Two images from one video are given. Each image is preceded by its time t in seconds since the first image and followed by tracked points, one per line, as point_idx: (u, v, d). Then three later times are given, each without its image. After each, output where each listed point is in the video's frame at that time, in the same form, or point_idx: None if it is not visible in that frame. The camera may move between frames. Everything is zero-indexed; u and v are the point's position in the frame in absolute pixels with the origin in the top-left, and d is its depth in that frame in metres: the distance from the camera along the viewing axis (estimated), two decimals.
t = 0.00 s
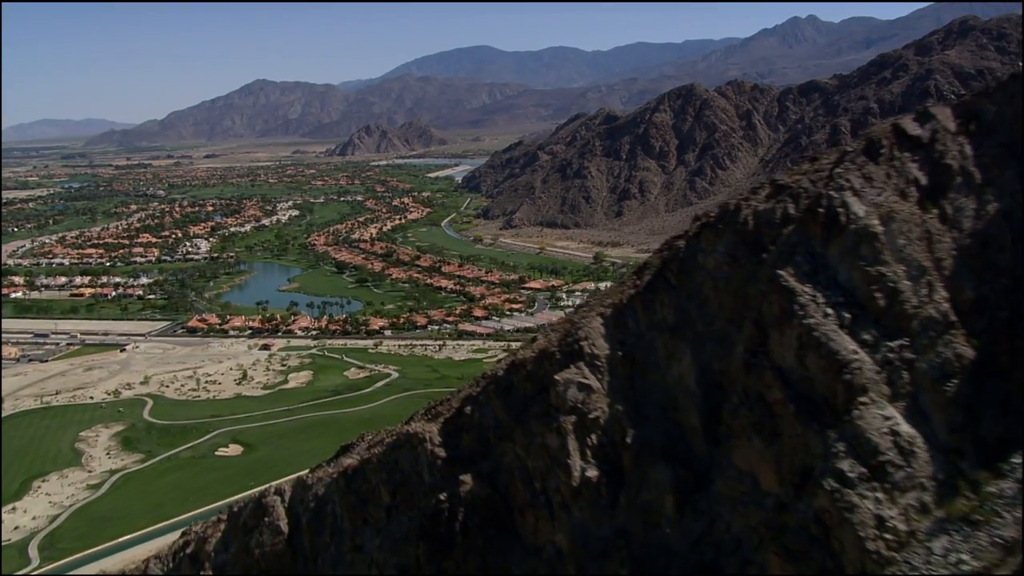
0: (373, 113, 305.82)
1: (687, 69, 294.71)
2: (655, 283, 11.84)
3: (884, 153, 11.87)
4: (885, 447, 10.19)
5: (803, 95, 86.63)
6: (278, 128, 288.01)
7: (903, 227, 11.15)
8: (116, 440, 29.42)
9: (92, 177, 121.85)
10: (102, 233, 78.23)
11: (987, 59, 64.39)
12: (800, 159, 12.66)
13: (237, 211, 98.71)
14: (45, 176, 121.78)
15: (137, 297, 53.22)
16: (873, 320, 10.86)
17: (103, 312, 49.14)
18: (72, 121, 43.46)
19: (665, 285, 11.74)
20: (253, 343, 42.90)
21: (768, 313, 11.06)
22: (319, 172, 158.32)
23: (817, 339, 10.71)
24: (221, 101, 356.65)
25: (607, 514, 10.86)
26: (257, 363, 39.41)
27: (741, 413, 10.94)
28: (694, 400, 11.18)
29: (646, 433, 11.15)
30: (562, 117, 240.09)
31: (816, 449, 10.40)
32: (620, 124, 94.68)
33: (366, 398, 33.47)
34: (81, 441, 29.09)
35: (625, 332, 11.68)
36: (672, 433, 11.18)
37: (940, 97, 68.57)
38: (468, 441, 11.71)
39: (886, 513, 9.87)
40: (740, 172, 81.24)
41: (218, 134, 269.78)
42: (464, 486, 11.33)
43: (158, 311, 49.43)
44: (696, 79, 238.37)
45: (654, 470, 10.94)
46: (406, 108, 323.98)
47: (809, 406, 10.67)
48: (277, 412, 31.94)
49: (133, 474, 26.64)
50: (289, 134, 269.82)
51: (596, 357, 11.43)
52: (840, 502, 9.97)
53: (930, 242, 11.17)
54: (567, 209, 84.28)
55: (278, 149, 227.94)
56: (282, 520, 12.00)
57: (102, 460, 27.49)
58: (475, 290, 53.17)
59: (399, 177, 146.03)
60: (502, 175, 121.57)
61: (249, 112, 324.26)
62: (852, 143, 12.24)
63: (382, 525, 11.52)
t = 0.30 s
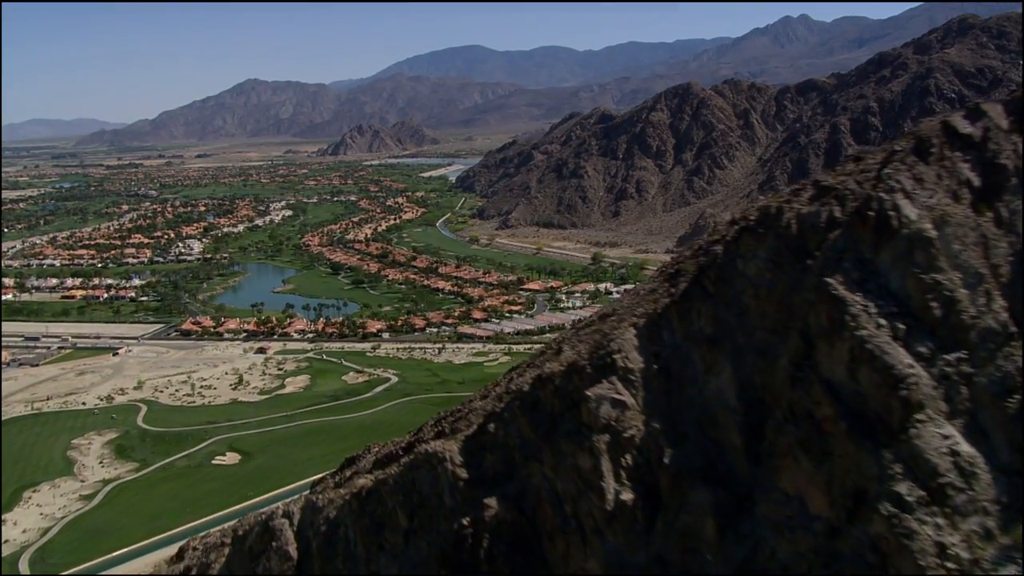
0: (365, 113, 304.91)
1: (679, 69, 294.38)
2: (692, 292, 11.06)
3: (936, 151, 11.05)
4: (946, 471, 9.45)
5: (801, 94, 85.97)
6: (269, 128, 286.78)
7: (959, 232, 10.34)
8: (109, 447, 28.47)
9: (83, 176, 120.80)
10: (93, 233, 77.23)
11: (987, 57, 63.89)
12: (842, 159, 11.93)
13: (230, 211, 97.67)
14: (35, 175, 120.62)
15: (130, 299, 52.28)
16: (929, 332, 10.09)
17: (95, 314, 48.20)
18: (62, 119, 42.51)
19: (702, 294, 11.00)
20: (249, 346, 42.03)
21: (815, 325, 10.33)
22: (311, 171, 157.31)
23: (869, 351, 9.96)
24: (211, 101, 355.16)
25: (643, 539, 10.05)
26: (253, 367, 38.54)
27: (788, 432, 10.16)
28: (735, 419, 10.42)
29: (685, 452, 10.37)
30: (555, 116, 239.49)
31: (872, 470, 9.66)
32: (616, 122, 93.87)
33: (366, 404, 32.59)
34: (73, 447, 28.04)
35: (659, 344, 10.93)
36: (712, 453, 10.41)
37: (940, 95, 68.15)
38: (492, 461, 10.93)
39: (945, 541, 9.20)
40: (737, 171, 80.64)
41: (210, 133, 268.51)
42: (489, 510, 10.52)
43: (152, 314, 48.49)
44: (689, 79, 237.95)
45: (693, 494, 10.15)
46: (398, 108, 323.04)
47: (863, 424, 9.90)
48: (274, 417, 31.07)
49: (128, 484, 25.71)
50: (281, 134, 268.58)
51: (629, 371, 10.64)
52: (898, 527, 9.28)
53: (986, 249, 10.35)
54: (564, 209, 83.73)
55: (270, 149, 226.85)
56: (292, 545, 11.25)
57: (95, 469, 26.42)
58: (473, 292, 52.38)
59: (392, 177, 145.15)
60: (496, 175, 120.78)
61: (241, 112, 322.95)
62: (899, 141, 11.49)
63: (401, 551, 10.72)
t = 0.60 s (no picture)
0: (357, 112, 303.99)
1: (671, 69, 294.23)
2: (736, 303, 10.37)
3: (995, 150, 10.24)
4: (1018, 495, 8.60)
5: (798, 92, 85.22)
6: (261, 128, 285.65)
7: None
8: (102, 456, 27.41)
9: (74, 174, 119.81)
10: (84, 234, 76.22)
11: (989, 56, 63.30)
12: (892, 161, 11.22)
13: (223, 211, 96.67)
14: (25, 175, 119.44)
15: (123, 302, 51.32)
16: (994, 345, 9.27)
17: (87, 317, 47.23)
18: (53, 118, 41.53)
19: (746, 304, 10.32)
20: (245, 350, 41.13)
21: (870, 336, 9.57)
22: (304, 171, 156.38)
23: (929, 366, 9.18)
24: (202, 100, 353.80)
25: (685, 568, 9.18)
26: (249, 371, 37.64)
27: (841, 452, 9.37)
28: (784, 438, 9.64)
29: (730, 475, 9.58)
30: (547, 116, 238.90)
31: (935, 495, 8.85)
32: (612, 122, 93.07)
33: (366, 409, 31.67)
34: (65, 457, 26.92)
35: (700, 357, 10.20)
36: (760, 475, 9.59)
37: (941, 94, 67.59)
38: (520, 485, 10.15)
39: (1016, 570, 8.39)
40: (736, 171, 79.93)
41: (201, 133, 267.22)
42: (520, 536, 9.73)
43: (145, 317, 47.54)
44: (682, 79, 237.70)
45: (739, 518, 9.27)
46: (390, 108, 322.19)
47: (924, 443, 9.10)
48: (273, 425, 30.17)
49: (123, 496, 24.67)
50: (272, 133, 267.47)
51: (670, 387, 9.89)
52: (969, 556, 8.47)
53: None
54: (560, 209, 83.00)
55: (261, 148, 225.76)
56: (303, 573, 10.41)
57: (88, 479, 25.39)
58: (471, 293, 51.56)
59: (385, 177, 144.32)
60: (491, 175, 120.09)
61: (233, 112, 321.72)
62: (955, 139, 10.71)
63: None
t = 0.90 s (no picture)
0: (348, 112, 303.00)
1: (662, 69, 293.75)
2: (786, 315, 9.73)
3: None
4: None
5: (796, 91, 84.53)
6: (252, 127, 284.42)
7: None
8: (95, 467, 26.18)
9: (65, 174, 118.84)
10: (75, 235, 75.19)
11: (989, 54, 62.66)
12: (949, 163, 10.53)
13: (215, 212, 95.68)
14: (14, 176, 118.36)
15: (115, 305, 50.38)
16: None
17: (78, 320, 46.29)
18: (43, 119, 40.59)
19: (797, 316, 9.65)
20: (240, 354, 40.26)
21: (933, 350, 8.76)
22: (297, 171, 155.35)
23: (1002, 384, 8.35)
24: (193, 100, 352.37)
25: None
26: (245, 376, 36.76)
27: (907, 475, 8.56)
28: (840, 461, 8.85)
29: (782, 501, 8.79)
30: (540, 115, 238.00)
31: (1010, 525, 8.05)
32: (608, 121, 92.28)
33: (366, 416, 30.75)
34: (55, 465, 25.79)
35: (748, 373, 9.52)
36: (814, 501, 8.78)
37: (942, 93, 66.83)
38: (552, 510, 9.33)
39: None
40: (733, 170, 79.31)
41: (192, 133, 265.96)
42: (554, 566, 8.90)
43: (138, 320, 46.62)
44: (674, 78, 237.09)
45: (796, 550, 8.51)
46: (381, 108, 321.26)
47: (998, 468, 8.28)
48: (271, 433, 29.32)
49: (116, 508, 23.67)
50: (264, 133, 266.26)
51: (717, 404, 9.21)
52: None
53: None
54: (557, 210, 82.29)
55: (252, 148, 224.63)
56: None
57: (81, 491, 24.25)
58: (470, 295, 50.75)
59: (377, 177, 143.41)
60: (485, 175, 119.29)
61: (224, 112, 320.59)
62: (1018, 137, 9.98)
63: None
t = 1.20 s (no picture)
0: (340, 112, 302.27)
1: (654, 69, 293.62)
2: (844, 327, 9.05)
3: None
4: None
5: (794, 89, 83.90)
6: (243, 127, 283.34)
7: None
8: (90, 483, 24.34)
9: (56, 174, 117.92)
10: (66, 236, 74.23)
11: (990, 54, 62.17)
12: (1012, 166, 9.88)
13: (208, 212, 94.82)
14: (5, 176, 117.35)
15: (107, 308, 49.52)
16: None
17: (71, 323, 45.42)
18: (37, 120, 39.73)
19: (857, 330, 8.98)
20: (237, 358, 39.48)
21: (1005, 367, 7.84)
22: (289, 171, 154.58)
23: None
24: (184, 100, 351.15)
25: None
26: (242, 381, 35.96)
27: (980, 505, 7.71)
28: (906, 485, 8.08)
29: (845, 532, 8.09)
30: (532, 115, 237.50)
31: None
32: (605, 120, 91.45)
33: (367, 423, 29.92)
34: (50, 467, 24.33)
35: (805, 391, 8.85)
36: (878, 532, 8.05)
37: (943, 92, 66.46)
38: (592, 540, 8.58)
39: None
40: (731, 169, 78.74)
41: (184, 133, 264.70)
42: None
43: (131, 323, 45.78)
44: (666, 77, 236.73)
45: None
46: (373, 108, 320.49)
47: None
48: (270, 440, 28.52)
49: (111, 520, 22.70)
50: (255, 133, 265.18)
51: (771, 427, 8.55)
52: None
53: None
54: (554, 210, 81.61)
55: (245, 148, 223.56)
56: None
57: (74, 501, 22.77)
58: (468, 297, 50.01)
59: (371, 177, 142.62)
60: (480, 175, 118.60)
61: (216, 111, 319.86)
62: None
63: None
